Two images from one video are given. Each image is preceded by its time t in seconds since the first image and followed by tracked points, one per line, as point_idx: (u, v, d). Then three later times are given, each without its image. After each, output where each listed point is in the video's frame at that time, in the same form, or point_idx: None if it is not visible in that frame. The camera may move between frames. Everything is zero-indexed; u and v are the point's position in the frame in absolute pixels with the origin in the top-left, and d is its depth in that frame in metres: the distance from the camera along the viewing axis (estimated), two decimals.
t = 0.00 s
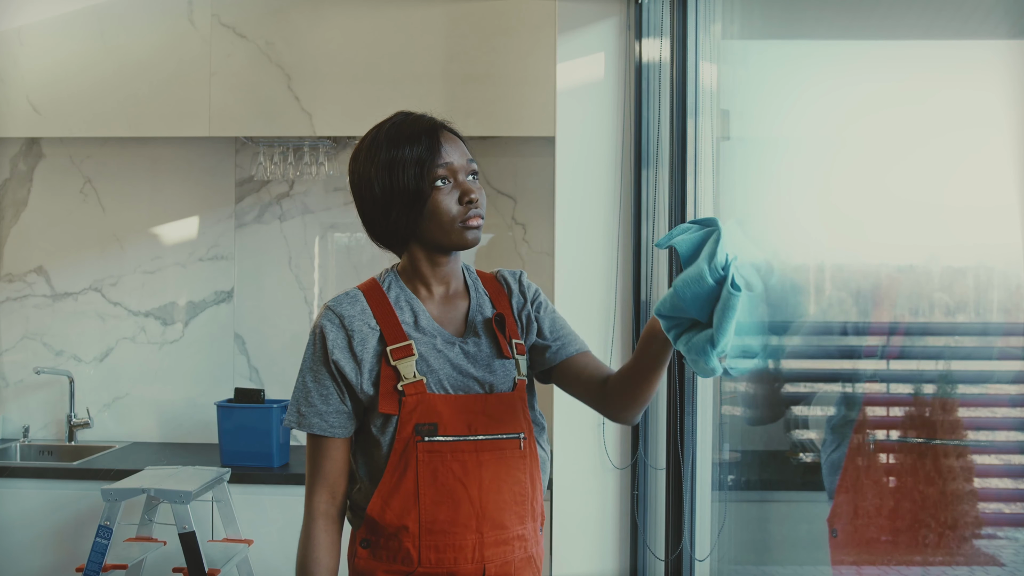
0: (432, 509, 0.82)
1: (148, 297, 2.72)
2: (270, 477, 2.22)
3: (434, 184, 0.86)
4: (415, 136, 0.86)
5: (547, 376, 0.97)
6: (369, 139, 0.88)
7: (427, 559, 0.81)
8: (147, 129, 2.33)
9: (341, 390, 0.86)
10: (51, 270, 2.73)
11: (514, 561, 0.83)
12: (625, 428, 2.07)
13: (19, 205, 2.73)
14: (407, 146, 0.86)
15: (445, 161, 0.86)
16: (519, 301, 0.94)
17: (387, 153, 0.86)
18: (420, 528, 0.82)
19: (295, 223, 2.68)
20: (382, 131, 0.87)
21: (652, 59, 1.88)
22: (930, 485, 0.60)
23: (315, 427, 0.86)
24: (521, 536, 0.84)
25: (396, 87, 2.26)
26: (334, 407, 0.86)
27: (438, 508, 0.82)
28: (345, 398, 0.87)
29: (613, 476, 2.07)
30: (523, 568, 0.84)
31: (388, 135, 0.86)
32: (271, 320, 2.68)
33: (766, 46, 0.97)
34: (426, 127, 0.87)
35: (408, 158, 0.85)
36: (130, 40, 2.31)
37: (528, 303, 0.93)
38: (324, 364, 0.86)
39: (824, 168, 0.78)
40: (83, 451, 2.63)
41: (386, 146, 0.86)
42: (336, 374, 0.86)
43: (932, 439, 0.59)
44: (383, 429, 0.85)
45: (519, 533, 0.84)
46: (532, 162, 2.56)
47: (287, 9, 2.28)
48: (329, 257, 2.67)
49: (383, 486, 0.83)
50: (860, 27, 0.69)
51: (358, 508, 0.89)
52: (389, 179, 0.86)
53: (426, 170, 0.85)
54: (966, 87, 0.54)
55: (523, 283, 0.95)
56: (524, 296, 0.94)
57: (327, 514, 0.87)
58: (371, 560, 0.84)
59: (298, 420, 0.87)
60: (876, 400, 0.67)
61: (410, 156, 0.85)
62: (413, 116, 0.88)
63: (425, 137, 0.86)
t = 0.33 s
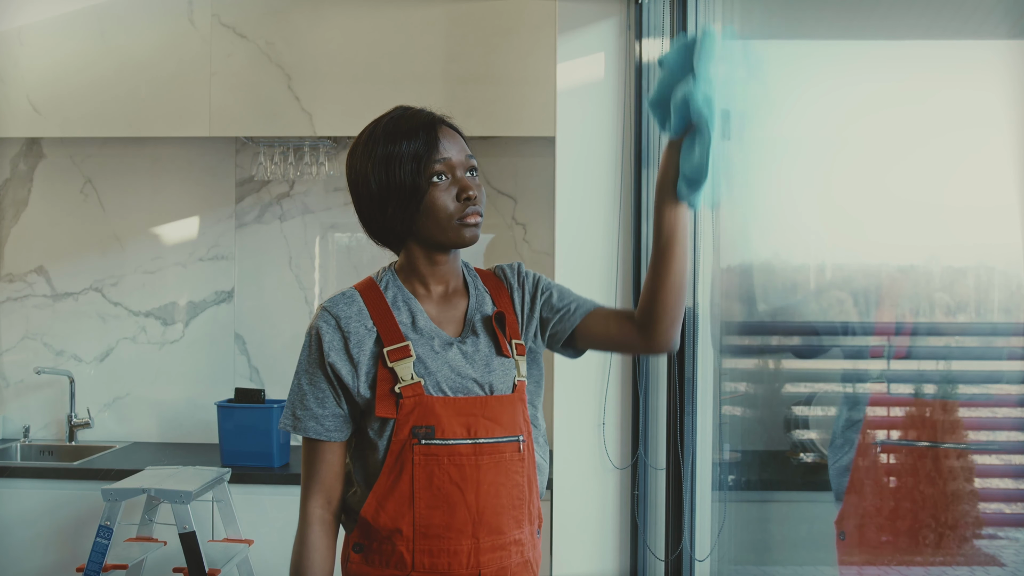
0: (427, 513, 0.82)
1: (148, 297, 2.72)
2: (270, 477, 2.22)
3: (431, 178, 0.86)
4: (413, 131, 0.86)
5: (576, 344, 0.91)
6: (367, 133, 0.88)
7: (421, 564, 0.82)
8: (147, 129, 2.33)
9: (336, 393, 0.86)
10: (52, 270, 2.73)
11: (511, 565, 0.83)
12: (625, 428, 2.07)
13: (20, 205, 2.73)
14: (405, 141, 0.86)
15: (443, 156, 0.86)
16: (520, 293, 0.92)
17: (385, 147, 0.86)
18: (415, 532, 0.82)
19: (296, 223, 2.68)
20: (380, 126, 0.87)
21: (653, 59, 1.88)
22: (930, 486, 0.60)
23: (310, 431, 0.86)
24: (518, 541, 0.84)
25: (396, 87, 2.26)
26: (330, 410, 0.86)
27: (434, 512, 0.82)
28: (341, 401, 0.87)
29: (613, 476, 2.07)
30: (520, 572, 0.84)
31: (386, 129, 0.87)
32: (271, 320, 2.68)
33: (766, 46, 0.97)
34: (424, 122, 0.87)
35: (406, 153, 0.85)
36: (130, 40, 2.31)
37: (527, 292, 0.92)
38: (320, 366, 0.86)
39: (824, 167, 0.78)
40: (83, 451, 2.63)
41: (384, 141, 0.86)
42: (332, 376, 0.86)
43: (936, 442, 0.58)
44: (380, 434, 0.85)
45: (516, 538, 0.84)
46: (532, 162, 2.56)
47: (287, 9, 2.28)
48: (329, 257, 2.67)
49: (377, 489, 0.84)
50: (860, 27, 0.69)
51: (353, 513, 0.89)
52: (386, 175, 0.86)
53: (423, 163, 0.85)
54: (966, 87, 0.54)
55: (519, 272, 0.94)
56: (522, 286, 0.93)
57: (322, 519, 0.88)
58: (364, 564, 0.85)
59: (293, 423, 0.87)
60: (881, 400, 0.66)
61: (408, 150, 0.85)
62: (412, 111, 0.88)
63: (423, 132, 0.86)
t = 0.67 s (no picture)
0: (420, 516, 0.82)
1: (149, 297, 2.72)
2: (271, 477, 2.22)
3: (433, 171, 0.86)
4: (415, 124, 0.86)
5: (587, 262, 0.89)
6: (369, 126, 0.88)
7: (414, 567, 0.82)
8: (147, 130, 2.33)
9: (331, 392, 0.87)
10: (52, 270, 2.73)
11: (504, 569, 0.83)
12: (625, 428, 2.07)
13: (20, 205, 2.73)
14: (406, 134, 0.86)
15: (445, 150, 0.86)
16: (513, 274, 0.91)
17: (387, 141, 0.86)
18: (407, 535, 0.82)
19: (296, 223, 2.68)
20: (382, 119, 0.87)
21: (653, 59, 1.88)
22: (931, 486, 0.60)
23: (305, 429, 0.87)
24: (512, 543, 0.84)
25: (396, 87, 2.26)
26: (325, 409, 0.87)
27: (427, 515, 0.82)
28: (337, 399, 0.87)
29: (614, 476, 2.07)
30: None
31: (387, 122, 0.87)
32: (271, 319, 2.68)
33: (765, 46, 0.97)
34: (427, 116, 0.87)
35: (407, 146, 0.85)
36: (130, 40, 2.32)
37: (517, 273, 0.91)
38: (315, 365, 0.87)
39: (824, 167, 0.78)
40: (83, 450, 2.63)
41: (386, 135, 0.86)
42: (326, 375, 0.86)
43: (936, 446, 0.58)
44: (373, 433, 0.86)
45: (510, 541, 0.84)
46: (533, 162, 2.56)
47: (287, 9, 2.28)
48: (330, 257, 2.67)
49: (368, 492, 0.84)
50: (861, 27, 0.69)
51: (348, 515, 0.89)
52: (388, 168, 0.86)
53: (425, 156, 0.85)
54: (966, 87, 0.54)
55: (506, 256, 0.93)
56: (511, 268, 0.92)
57: (316, 520, 0.88)
58: (355, 568, 0.85)
59: (289, 422, 0.88)
60: (897, 400, 0.64)
61: (410, 144, 0.85)
62: (415, 105, 0.88)
63: (425, 126, 0.86)
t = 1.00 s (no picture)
0: (416, 520, 0.82)
1: (150, 297, 2.72)
2: (272, 477, 2.22)
3: (430, 167, 0.86)
4: (413, 121, 0.86)
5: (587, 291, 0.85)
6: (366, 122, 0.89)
7: (411, 572, 0.82)
8: (149, 130, 2.33)
9: (325, 392, 0.88)
10: (53, 270, 2.73)
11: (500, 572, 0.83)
12: (626, 428, 2.07)
13: (21, 205, 2.73)
14: (404, 130, 0.86)
15: (443, 146, 0.86)
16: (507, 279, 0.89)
17: (384, 136, 0.86)
18: (403, 541, 0.82)
19: (297, 223, 2.68)
20: (379, 115, 0.88)
21: (654, 60, 1.88)
22: (932, 486, 0.60)
23: (299, 430, 0.88)
24: (508, 546, 0.84)
25: (397, 87, 2.26)
26: (319, 410, 0.88)
27: (423, 519, 0.82)
28: (330, 400, 0.88)
29: (615, 476, 2.07)
30: None
31: (384, 118, 0.87)
32: (272, 320, 2.68)
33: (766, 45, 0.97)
34: (425, 112, 0.87)
35: (405, 142, 0.86)
36: (131, 41, 2.32)
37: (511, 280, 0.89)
38: (310, 365, 0.88)
39: (825, 168, 0.78)
40: (84, 451, 2.64)
41: (384, 131, 0.86)
42: (320, 375, 0.87)
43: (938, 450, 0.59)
44: (367, 434, 0.86)
45: (506, 544, 0.84)
46: (533, 162, 2.56)
47: (288, 9, 2.28)
48: (331, 257, 2.68)
49: (364, 497, 0.84)
50: (861, 27, 0.69)
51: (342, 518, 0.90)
52: (385, 164, 0.86)
53: (423, 152, 0.86)
54: (966, 88, 0.54)
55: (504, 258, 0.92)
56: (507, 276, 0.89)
57: (310, 522, 0.89)
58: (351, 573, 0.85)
59: (284, 423, 0.89)
60: (903, 402, 0.63)
61: (407, 140, 0.86)
62: (413, 101, 0.88)
63: (423, 122, 0.86)
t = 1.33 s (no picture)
0: (403, 525, 0.81)
1: (150, 297, 2.72)
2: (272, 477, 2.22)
3: (423, 170, 0.86)
4: (408, 119, 0.85)
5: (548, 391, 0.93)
6: (358, 117, 0.87)
7: None
8: (150, 130, 2.33)
9: (306, 394, 0.86)
10: (53, 270, 2.73)
11: None
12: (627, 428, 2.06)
13: (21, 205, 2.74)
14: (398, 129, 0.85)
15: (438, 147, 0.86)
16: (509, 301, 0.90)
17: (376, 134, 0.85)
18: (391, 548, 0.81)
19: (298, 222, 2.69)
20: (372, 111, 0.87)
21: (655, 59, 1.88)
22: (932, 486, 0.59)
23: (280, 432, 0.86)
24: (501, 553, 0.84)
25: (397, 87, 2.26)
26: (299, 411, 0.86)
27: (411, 524, 0.81)
28: (311, 402, 0.86)
29: (615, 475, 2.07)
30: None
31: (378, 115, 0.86)
32: (272, 319, 2.68)
33: (766, 46, 0.98)
34: (419, 111, 0.87)
35: (398, 141, 0.85)
36: (132, 41, 2.32)
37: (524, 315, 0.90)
38: (291, 366, 0.86)
39: (825, 167, 0.78)
40: (85, 451, 2.64)
41: (376, 128, 0.85)
42: (301, 376, 0.86)
43: (940, 453, 0.58)
44: (352, 437, 0.85)
45: (500, 550, 0.83)
46: (533, 162, 2.56)
47: (289, 9, 2.28)
48: (331, 257, 2.68)
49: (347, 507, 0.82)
50: (862, 27, 0.69)
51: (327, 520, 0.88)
52: (376, 163, 0.86)
53: (416, 154, 0.85)
54: (966, 87, 0.54)
55: (520, 285, 0.91)
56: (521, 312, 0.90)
57: (295, 525, 0.86)
58: None
59: (264, 424, 0.87)
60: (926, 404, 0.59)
61: (401, 138, 0.85)
62: (406, 99, 0.87)
63: (418, 120, 0.86)
